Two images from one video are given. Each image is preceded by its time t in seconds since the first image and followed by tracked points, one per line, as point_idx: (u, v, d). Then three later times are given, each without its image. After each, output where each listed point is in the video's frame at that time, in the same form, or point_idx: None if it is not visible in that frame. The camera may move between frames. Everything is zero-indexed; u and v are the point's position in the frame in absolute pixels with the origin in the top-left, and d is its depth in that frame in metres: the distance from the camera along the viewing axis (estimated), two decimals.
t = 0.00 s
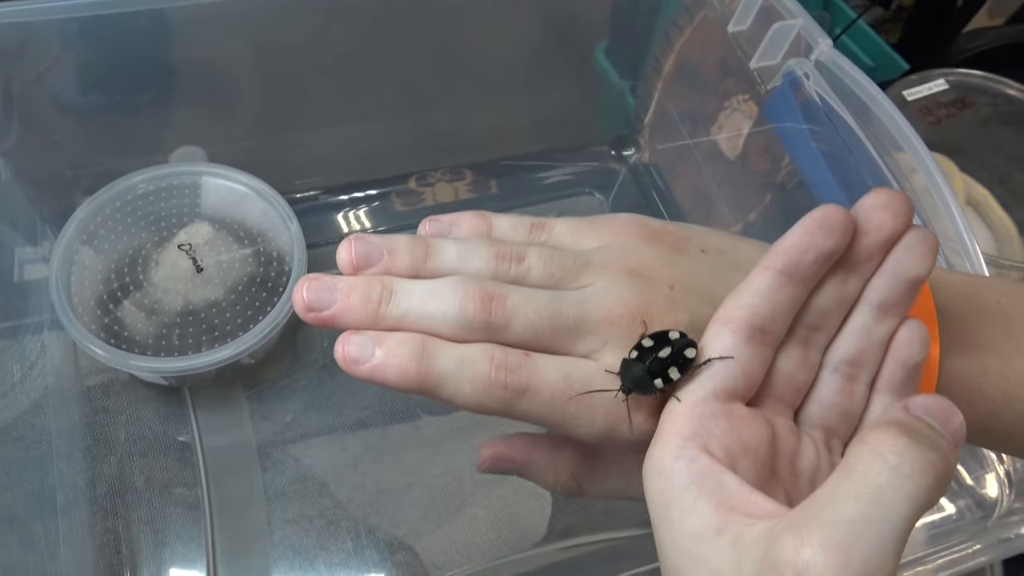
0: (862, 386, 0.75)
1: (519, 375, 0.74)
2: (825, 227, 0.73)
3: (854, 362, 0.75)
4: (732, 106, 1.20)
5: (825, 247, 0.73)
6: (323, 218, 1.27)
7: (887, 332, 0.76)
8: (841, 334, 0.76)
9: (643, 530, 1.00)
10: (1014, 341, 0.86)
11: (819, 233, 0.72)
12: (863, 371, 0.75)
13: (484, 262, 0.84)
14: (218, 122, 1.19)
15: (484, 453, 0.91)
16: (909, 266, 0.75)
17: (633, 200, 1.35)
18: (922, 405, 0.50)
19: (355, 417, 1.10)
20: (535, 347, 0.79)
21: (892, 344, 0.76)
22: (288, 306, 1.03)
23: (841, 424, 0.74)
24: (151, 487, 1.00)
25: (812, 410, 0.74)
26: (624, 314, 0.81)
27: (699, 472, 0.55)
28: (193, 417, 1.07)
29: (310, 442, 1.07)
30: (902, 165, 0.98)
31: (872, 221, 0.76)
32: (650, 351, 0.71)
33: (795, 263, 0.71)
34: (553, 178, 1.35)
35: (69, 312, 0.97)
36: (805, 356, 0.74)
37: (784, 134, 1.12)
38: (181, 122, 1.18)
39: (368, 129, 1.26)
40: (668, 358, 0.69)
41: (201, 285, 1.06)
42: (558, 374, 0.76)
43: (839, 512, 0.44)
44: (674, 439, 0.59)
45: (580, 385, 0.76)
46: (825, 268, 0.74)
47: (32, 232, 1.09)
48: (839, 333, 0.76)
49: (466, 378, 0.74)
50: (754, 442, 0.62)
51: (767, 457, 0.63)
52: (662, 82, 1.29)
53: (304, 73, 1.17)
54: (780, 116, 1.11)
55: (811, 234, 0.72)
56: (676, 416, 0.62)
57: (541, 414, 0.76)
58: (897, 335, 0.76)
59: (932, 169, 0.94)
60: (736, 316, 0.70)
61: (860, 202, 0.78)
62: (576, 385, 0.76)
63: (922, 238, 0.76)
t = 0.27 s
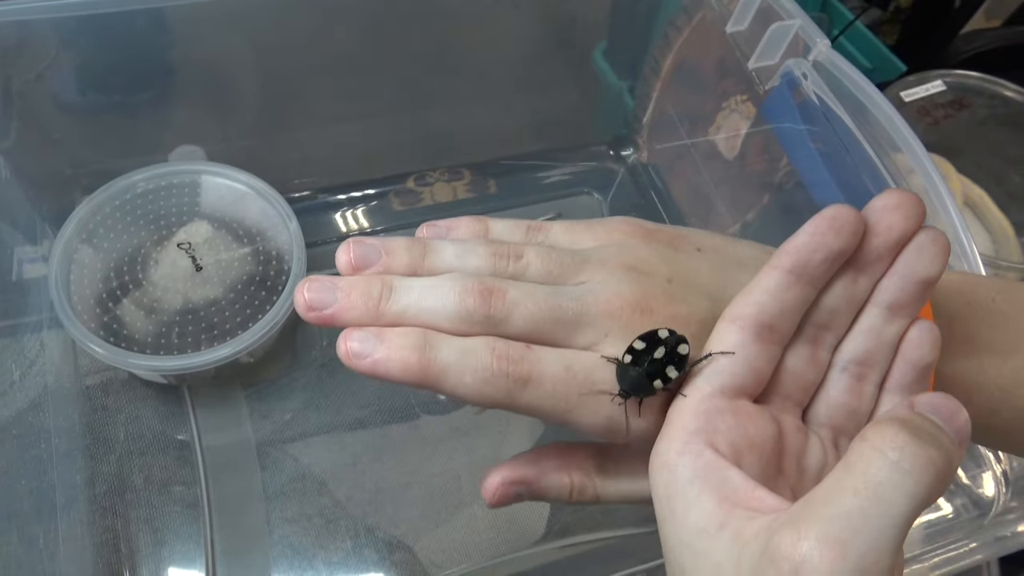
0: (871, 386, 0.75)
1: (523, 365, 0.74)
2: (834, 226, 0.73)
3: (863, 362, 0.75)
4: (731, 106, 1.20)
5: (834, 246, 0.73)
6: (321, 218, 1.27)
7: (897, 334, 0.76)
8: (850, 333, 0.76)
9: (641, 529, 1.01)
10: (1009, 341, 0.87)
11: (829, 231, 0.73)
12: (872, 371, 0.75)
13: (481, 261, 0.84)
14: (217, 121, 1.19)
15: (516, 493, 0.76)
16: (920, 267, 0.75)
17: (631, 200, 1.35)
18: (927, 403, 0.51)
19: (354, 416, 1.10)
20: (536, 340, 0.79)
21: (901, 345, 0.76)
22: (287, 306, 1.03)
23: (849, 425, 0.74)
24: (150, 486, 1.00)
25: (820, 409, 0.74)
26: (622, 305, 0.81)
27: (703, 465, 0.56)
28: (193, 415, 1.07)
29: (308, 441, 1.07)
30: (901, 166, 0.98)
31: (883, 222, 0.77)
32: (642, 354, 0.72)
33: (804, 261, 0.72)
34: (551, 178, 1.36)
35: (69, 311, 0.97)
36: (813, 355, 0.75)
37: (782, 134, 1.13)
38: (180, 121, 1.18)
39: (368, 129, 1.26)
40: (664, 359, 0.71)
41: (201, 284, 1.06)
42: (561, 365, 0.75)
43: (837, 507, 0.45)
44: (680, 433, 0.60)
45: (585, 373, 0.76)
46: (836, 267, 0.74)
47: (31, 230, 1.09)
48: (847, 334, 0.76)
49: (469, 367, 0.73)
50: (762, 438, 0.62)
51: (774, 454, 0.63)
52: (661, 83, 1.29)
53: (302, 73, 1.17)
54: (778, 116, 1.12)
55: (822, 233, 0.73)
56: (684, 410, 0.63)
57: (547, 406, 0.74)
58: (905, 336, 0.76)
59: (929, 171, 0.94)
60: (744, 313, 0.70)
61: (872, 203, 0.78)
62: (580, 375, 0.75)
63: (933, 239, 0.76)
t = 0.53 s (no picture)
0: (883, 391, 0.76)
1: (516, 340, 0.75)
2: (852, 228, 0.74)
3: (876, 365, 0.76)
4: (728, 106, 1.20)
5: (851, 248, 0.73)
6: (319, 217, 1.27)
7: (911, 338, 0.76)
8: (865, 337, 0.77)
9: (638, 529, 1.01)
10: (1008, 343, 0.87)
11: (847, 232, 0.73)
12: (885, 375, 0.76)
13: (477, 246, 0.85)
14: (215, 120, 1.19)
15: (527, 490, 0.68)
16: (937, 273, 0.75)
17: (628, 199, 1.35)
18: (959, 409, 0.48)
19: (351, 414, 1.10)
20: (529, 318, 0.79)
21: (915, 351, 0.76)
22: (285, 304, 1.03)
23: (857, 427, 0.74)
24: (146, 485, 1.00)
25: (832, 412, 0.74)
26: (618, 297, 0.81)
27: (722, 463, 0.55)
28: (189, 413, 1.07)
29: (305, 441, 1.07)
30: (898, 166, 0.98)
31: (901, 226, 0.77)
32: (631, 350, 0.72)
33: (824, 262, 0.72)
34: (549, 177, 1.36)
35: (65, 310, 0.97)
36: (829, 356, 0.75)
37: (780, 134, 1.13)
38: (178, 120, 1.18)
39: (365, 128, 1.26)
40: (652, 356, 0.73)
41: (197, 282, 1.06)
42: (554, 342, 0.76)
43: (861, 518, 0.44)
44: (699, 430, 0.59)
45: (579, 348, 0.76)
46: (853, 270, 0.75)
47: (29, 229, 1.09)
48: (862, 338, 0.77)
49: (462, 342, 0.74)
50: (780, 439, 0.62)
51: (791, 455, 0.63)
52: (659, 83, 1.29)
53: (300, 72, 1.17)
54: (776, 116, 1.12)
55: (840, 234, 0.73)
56: (700, 407, 0.61)
57: (539, 382, 0.75)
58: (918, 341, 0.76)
59: (927, 171, 0.94)
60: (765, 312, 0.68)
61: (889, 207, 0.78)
62: (574, 351, 0.76)
63: (949, 246, 0.77)
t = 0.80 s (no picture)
0: (914, 409, 0.76)
1: (512, 304, 0.74)
2: (900, 243, 0.71)
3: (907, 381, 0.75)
4: (725, 106, 1.21)
5: (901, 263, 0.71)
6: (317, 217, 1.27)
7: (942, 360, 0.76)
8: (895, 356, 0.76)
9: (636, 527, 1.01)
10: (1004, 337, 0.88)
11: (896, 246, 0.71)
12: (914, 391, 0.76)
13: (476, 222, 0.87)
14: (213, 121, 1.19)
15: (526, 419, 0.68)
16: (971, 289, 0.75)
17: (626, 199, 1.35)
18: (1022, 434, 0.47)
19: (349, 413, 1.10)
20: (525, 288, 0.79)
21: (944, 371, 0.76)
22: (282, 305, 1.03)
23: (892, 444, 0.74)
24: (145, 485, 1.00)
25: (865, 427, 0.74)
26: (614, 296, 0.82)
27: (781, 489, 0.55)
28: (187, 413, 1.06)
29: (302, 441, 1.07)
30: (893, 165, 0.98)
31: (938, 242, 0.77)
32: (612, 327, 0.71)
33: (871, 271, 0.69)
34: (547, 177, 1.36)
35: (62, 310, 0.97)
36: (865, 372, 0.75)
37: (775, 134, 1.13)
38: (175, 121, 1.18)
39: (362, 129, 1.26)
40: (631, 330, 0.71)
41: (195, 282, 1.06)
42: (549, 305, 0.76)
43: (927, 559, 0.43)
44: (748, 450, 0.58)
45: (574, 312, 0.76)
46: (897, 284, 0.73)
47: (26, 230, 1.09)
48: (896, 358, 0.76)
49: (457, 301, 0.73)
50: (826, 459, 0.62)
51: (836, 477, 0.62)
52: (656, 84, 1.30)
53: (298, 72, 1.17)
54: (772, 116, 1.12)
55: (887, 246, 0.71)
56: (747, 423, 0.60)
57: (532, 344, 0.74)
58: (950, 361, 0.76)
59: (921, 171, 0.94)
60: (810, 326, 0.64)
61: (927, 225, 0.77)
62: (569, 315, 0.76)
63: (984, 265, 0.76)
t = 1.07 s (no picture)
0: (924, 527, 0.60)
1: (510, 258, 0.75)
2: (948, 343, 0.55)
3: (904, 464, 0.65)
4: (723, 105, 1.21)
5: (946, 375, 0.54)
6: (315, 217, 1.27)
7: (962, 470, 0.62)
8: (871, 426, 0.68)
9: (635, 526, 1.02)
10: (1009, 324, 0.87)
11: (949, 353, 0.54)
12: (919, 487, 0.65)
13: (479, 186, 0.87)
14: (211, 121, 1.19)
15: (524, 371, 0.68)
16: (1002, 404, 0.61)
17: (623, 199, 1.35)
18: None
19: (348, 413, 1.10)
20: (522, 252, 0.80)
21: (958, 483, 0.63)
22: (280, 305, 1.03)
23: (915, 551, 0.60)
24: (143, 485, 1.00)
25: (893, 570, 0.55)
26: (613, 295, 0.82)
27: None
28: (186, 414, 1.06)
29: (301, 441, 1.07)
30: (892, 166, 0.98)
31: (982, 354, 0.59)
32: (607, 301, 0.70)
33: (923, 385, 0.53)
34: (545, 178, 1.36)
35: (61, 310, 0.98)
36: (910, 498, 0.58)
37: (772, 133, 1.14)
38: (173, 121, 1.18)
39: (356, 129, 1.25)
40: (626, 302, 0.70)
41: (193, 282, 1.07)
42: (546, 265, 0.76)
43: None
44: None
45: (573, 274, 0.76)
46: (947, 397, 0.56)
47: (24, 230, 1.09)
48: (922, 478, 0.59)
49: (453, 255, 0.74)
50: None
51: None
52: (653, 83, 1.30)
53: (296, 72, 1.18)
54: (769, 116, 1.12)
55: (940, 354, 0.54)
56: None
57: (528, 301, 0.75)
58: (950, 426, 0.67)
59: (920, 173, 0.94)
60: (855, 453, 0.48)
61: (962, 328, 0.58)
62: (566, 273, 0.76)
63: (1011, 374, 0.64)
